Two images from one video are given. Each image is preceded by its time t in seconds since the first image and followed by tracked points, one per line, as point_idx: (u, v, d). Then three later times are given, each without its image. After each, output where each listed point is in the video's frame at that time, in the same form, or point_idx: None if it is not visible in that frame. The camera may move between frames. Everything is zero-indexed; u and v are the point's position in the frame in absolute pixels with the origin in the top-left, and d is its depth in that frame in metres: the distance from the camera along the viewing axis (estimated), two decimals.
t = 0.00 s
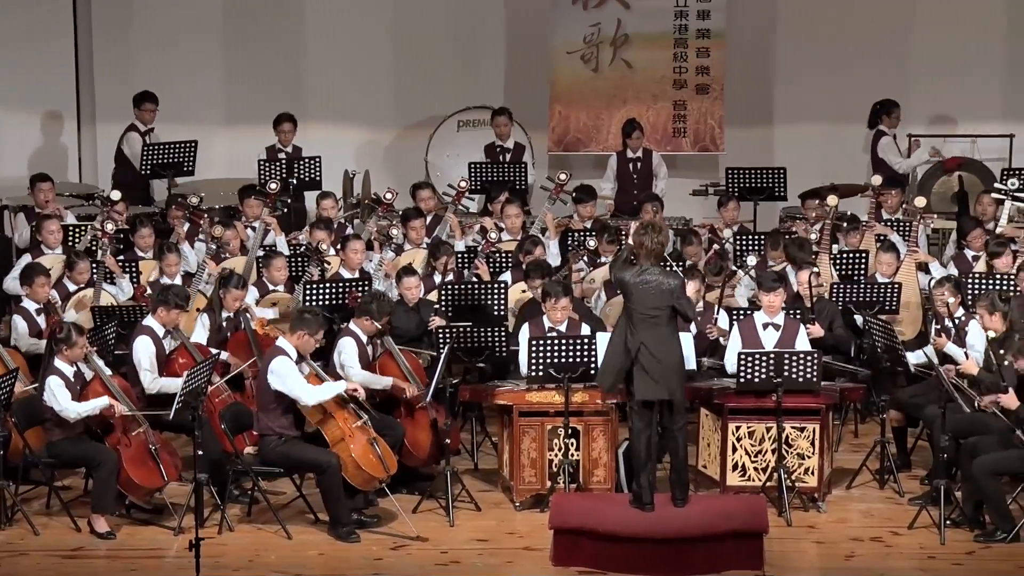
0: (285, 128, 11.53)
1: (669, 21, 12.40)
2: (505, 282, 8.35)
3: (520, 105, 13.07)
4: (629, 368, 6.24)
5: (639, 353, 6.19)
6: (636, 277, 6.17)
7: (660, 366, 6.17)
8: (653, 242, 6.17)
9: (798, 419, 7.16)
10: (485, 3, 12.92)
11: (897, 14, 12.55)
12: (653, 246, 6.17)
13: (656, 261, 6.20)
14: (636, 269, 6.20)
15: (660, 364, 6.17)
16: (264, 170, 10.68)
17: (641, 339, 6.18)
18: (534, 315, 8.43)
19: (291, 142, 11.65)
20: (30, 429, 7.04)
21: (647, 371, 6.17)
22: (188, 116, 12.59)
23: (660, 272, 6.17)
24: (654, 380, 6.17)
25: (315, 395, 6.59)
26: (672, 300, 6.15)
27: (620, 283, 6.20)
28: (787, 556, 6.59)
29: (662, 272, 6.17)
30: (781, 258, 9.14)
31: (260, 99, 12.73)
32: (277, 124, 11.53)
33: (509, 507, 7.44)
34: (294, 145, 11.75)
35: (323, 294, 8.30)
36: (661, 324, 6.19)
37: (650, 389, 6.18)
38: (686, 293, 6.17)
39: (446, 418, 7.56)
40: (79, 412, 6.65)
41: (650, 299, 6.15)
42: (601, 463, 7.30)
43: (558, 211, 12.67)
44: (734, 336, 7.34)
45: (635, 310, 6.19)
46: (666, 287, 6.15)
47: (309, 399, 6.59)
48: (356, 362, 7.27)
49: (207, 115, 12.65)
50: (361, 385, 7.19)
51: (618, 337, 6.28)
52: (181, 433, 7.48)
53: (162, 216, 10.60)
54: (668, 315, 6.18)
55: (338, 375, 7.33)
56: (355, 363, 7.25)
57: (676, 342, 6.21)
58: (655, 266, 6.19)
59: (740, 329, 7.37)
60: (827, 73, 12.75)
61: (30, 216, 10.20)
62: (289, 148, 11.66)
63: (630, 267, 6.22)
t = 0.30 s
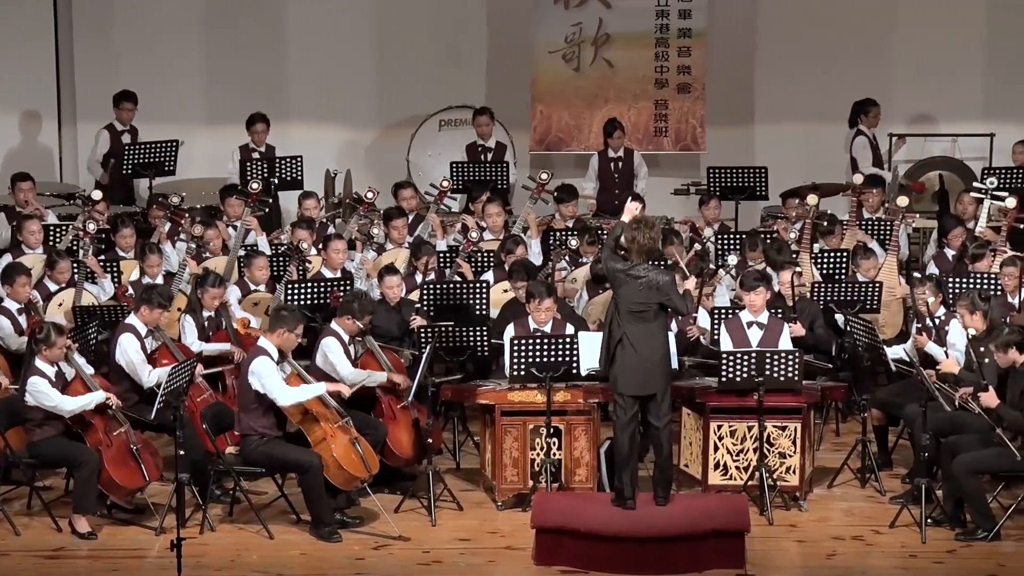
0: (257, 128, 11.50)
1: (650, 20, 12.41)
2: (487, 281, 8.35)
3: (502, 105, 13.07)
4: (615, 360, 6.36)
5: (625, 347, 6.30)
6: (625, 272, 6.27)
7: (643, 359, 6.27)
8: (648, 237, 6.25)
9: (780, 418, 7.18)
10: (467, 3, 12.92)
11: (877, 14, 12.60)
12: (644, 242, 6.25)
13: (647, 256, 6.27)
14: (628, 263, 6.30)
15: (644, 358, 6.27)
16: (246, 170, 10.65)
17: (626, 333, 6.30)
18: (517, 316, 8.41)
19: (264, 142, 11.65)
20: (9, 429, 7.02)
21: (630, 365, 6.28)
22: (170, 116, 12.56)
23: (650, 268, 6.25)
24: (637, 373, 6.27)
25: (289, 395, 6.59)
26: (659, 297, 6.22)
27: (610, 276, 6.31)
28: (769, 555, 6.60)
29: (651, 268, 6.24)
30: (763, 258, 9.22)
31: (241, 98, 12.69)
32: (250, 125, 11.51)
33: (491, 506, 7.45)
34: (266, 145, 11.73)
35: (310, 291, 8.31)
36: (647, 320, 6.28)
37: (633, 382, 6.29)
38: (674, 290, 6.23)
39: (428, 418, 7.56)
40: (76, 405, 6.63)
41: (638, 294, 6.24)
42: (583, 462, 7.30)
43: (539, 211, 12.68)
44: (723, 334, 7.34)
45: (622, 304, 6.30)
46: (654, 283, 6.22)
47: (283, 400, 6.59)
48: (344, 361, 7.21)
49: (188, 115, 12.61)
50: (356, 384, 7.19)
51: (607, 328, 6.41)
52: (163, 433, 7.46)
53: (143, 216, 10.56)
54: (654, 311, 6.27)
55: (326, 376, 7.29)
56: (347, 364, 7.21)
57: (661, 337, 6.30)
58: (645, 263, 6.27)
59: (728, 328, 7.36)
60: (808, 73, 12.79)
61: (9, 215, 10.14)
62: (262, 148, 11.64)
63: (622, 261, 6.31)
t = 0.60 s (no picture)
0: (228, 122, 11.48)
1: (631, 19, 12.44)
2: (469, 281, 8.35)
3: (483, 104, 13.08)
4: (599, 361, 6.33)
5: (611, 348, 6.28)
6: (613, 271, 6.27)
7: (632, 360, 6.26)
8: (638, 237, 6.28)
9: (761, 417, 7.21)
10: (447, 2, 12.92)
11: (857, 14, 12.65)
12: (633, 241, 6.28)
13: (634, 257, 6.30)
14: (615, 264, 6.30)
15: (630, 359, 6.26)
16: (227, 169, 10.63)
17: (612, 334, 6.28)
18: (498, 315, 8.41)
19: (235, 138, 11.62)
20: None
21: (618, 366, 6.26)
22: (150, 116, 12.52)
23: (638, 269, 6.27)
24: (623, 374, 6.25)
25: (259, 409, 6.62)
26: (649, 297, 6.25)
27: (597, 277, 6.29)
28: (750, 554, 6.63)
29: (640, 269, 6.27)
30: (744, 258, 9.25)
31: (222, 97, 12.65)
32: (221, 119, 11.48)
33: (473, 506, 7.45)
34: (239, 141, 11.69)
35: (290, 290, 8.30)
36: (634, 321, 6.28)
37: (618, 383, 6.26)
38: (662, 291, 6.25)
39: (410, 417, 7.54)
40: (59, 406, 6.60)
41: (627, 294, 6.25)
42: (564, 462, 7.31)
43: (520, 210, 12.69)
44: (704, 333, 7.35)
45: (611, 305, 6.28)
46: (643, 283, 6.24)
47: (253, 414, 6.62)
48: (324, 362, 7.23)
49: (167, 114, 12.58)
50: (331, 384, 7.16)
51: (592, 330, 6.39)
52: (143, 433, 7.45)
53: (123, 215, 10.53)
54: (641, 312, 6.28)
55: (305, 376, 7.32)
56: (324, 363, 7.22)
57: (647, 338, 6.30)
58: (633, 263, 6.29)
59: (709, 327, 7.39)
60: (787, 73, 12.84)
61: None
62: (234, 143, 11.61)
63: (609, 263, 6.31)
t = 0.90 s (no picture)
0: (205, 128, 11.48)
1: (610, 19, 12.46)
2: (448, 281, 8.35)
3: (463, 104, 13.08)
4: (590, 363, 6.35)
5: (601, 348, 6.30)
6: (596, 273, 6.33)
7: (621, 359, 6.28)
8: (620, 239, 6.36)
9: (740, 416, 7.24)
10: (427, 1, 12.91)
11: (835, 15, 12.70)
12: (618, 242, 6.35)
13: (619, 256, 6.35)
14: (601, 265, 6.35)
15: (619, 357, 6.28)
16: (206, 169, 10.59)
17: (601, 334, 6.31)
18: (479, 313, 8.41)
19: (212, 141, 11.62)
20: None
21: (608, 364, 6.28)
22: (128, 115, 12.48)
23: (623, 268, 6.32)
24: (614, 372, 6.28)
25: (235, 414, 6.60)
26: (634, 295, 6.28)
27: (584, 278, 6.34)
28: (730, 552, 6.65)
29: (625, 268, 6.31)
30: (724, 258, 9.32)
31: (200, 96, 12.61)
32: (198, 125, 11.47)
33: (453, 506, 7.45)
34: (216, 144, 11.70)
35: (269, 291, 8.29)
36: (622, 319, 6.31)
37: (610, 381, 6.28)
38: (646, 286, 6.29)
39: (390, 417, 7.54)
40: (29, 418, 6.56)
41: (614, 293, 6.29)
42: (545, 461, 7.32)
43: (500, 210, 12.69)
44: (679, 334, 7.39)
45: (598, 305, 6.31)
46: (628, 282, 6.28)
47: (230, 419, 6.60)
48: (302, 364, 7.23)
49: (146, 113, 12.54)
50: (308, 391, 7.17)
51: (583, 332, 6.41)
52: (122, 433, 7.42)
53: (102, 215, 10.49)
54: (627, 310, 6.31)
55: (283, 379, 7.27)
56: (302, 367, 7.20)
57: (636, 336, 6.32)
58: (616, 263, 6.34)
59: (685, 328, 7.42)
60: (767, 73, 12.88)
61: None
62: (212, 146, 11.60)
63: (595, 264, 6.37)
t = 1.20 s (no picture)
0: (188, 128, 11.41)
1: (593, 19, 12.48)
2: (433, 280, 8.34)
3: (447, 104, 13.08)
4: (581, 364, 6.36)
5: (592, 349, 6.31)
6: (587, 274, 6.35)
7: (613, 359, 6.30)
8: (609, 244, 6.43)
9: (724, 415, 7.26)
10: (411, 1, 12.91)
11: (818, 15, 12.75)
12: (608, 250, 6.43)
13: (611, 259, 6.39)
14: (594, 267, 6.38)
15: (611, 358, 6.30)
16: (189, 169, 10.56)
17: (592, 335, 6.32)
18: (462, 313, 8.36)
19: (194, 140, 11.55)
20: None
21: (599, 365, 6.30)
22: (111, 115, 12.43)
23: (615, 270, 6.35)
24: (605, 373, 6.30)
25: (221, 415, 6.58)
26: (626, 297, 6.31)
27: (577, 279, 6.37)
28: (714, 552, 6.67)
29: (617, 270, 6.34)
30: (707, 253, 9.53)
31: (183, 96, 12.57)
32: (181, 124, 11.40)
33: (438, 506, 7.45)
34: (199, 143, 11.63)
35: (252, 291, 8.29)
36: (614, 319, 6.33)
37: (602, 382, 6.30)
38: (636, 287, 6.33)
39: (374, 417, 7.52)
40: (17, 415, 6.52)
41: (605, 295, 6.31)
42: (529, 460, 7.33)
43: (484, 209, 12.69)
44: (664, 333, 7.42)
45: (590, 305, 6.33)
46: (619, 284, 6.31)
47: (215, 420, 6.57)
48: (285, 365, 7.20)
49: (128, 114, 12.50)
50: (290, 391, 7.15)
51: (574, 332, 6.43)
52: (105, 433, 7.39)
53: (85, 215, 10.45)
54: (618, 311, 6.33)
55: (267, 378, 7.26)
56: (284, 367, 7.19)
57: (627, 336, 6.34)
58: (606, 264, 6.37)
59: (670, 327, 7.43)
60: (750, 73, 12.91)
61: None
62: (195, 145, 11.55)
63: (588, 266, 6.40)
